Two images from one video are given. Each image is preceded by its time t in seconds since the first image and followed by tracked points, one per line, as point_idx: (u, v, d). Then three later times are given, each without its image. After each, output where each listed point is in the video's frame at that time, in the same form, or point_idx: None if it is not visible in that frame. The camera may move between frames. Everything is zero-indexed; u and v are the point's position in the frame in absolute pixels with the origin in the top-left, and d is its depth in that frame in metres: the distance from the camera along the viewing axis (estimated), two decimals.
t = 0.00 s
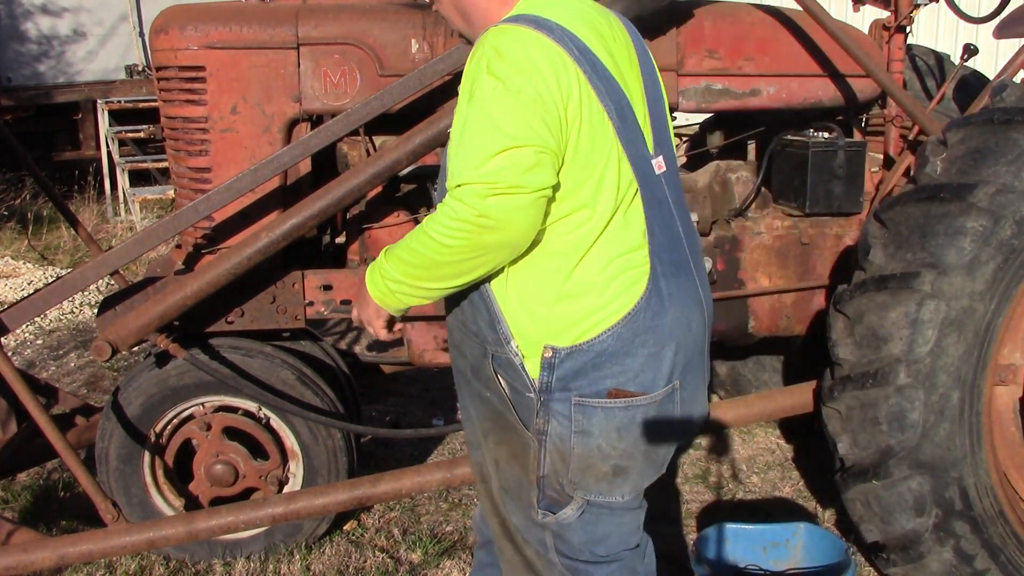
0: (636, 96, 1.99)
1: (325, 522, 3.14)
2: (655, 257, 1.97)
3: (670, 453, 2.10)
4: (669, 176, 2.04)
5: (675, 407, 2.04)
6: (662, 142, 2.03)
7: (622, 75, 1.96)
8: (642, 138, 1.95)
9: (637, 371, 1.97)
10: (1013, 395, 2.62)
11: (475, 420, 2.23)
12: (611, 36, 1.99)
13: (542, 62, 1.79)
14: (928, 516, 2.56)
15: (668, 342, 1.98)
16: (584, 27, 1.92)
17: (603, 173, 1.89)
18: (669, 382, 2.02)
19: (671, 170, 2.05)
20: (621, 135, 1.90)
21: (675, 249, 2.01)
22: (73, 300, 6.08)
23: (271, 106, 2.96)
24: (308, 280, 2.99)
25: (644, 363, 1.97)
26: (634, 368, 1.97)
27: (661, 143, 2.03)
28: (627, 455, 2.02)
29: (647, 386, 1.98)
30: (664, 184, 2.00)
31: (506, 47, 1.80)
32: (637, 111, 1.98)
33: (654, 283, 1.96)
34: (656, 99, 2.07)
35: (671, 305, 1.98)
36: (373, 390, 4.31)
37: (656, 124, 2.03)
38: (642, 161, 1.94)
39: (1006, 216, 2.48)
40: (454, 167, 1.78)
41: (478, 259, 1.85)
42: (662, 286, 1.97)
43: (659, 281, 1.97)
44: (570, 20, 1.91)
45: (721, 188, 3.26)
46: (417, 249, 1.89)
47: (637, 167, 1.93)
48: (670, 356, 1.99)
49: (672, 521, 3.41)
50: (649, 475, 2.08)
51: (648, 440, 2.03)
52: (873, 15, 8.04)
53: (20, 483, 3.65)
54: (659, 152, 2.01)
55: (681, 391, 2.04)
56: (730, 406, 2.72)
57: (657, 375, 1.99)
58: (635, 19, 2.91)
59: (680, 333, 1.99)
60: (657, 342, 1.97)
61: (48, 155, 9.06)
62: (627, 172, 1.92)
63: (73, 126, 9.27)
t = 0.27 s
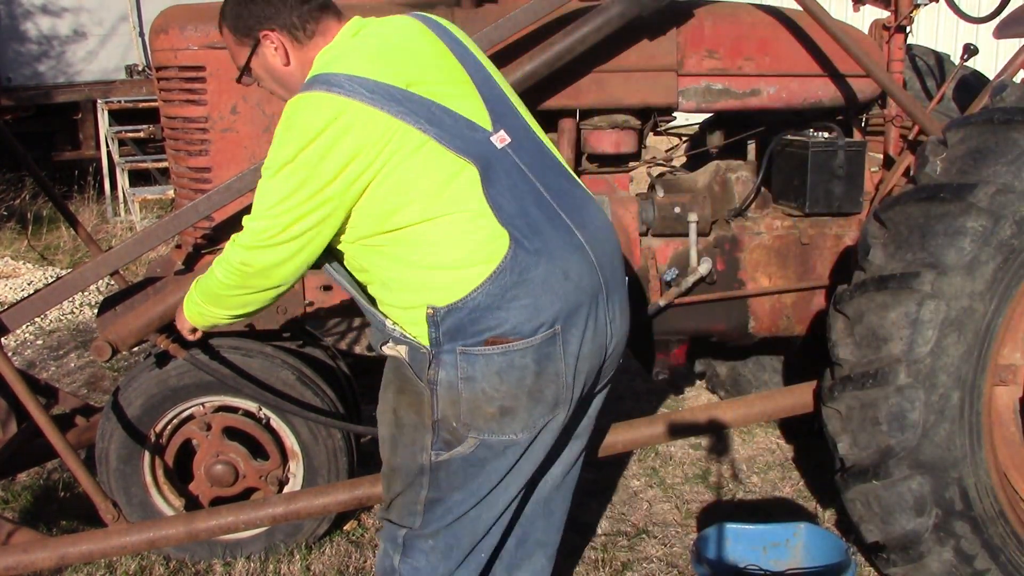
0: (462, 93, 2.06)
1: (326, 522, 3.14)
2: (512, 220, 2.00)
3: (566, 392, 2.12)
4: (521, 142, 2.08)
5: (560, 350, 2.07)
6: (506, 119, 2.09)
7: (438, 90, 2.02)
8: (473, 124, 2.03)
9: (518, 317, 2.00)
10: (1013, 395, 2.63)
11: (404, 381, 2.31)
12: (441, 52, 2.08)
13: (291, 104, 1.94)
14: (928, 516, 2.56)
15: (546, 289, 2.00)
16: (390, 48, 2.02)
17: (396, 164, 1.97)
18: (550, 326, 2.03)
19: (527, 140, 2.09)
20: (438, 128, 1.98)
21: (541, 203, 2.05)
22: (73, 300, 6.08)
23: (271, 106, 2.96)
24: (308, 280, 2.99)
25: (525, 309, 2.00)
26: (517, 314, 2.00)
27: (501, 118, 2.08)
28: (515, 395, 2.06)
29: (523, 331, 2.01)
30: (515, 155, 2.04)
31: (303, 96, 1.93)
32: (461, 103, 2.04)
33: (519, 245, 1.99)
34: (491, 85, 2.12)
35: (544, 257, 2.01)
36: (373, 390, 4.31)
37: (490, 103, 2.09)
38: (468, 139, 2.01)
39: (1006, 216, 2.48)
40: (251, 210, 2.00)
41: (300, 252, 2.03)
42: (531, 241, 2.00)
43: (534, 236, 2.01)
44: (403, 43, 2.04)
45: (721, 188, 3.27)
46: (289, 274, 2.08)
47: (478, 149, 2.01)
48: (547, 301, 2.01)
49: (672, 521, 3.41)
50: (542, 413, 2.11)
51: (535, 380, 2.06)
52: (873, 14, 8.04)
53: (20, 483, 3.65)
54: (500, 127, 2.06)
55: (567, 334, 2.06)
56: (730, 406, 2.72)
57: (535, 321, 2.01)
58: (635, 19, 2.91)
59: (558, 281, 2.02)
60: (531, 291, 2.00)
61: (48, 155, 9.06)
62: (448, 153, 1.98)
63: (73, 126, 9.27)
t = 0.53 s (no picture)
0: (332, 115, 2.15)
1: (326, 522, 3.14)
2: (387, 225, 2.02)
3: (464, 389, 2.10)
4: (403, 150, 2.13)
5: (449, 348, 2.05)
6: (386, 130, 2.16)
7: (288, 121, 2.12)
8: (344, 143, 2.11)
9: (394, 317, 2.01)
10: (1013, 395, 2.62)
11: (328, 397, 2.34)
12: (318, 87, 2.20)
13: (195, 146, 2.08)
14: (928, 516, 2.56)
15: (417, 288, 2.01)
16: (262, 90, 2.16)
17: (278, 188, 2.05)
18: (433, 324, 2.02)
19: (410, 144, 2.15)
20: (304, 156, 2.07)
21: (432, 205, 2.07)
22: (73, 300, 6.08)
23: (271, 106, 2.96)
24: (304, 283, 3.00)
25: (401, 308, 2.00)
26: (392, 313, 2.00)
27: (380, 130, 2.15)
28: (404, 396, 2.05)
29: (399, 330, 2.01)
30: (395, 161, 2.10)
31: (192, 151, 2.06)
32: (327, 123, 2.13)
33: (385, 241, 2.00)
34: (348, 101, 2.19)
35: (412, 257, 2.01)
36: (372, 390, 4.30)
37: (365, 117, 2.17)
38: (347, 155, 2.09)
39: (1006, 216, 2.48)
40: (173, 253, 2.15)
41: (202, 278, 2.10)
42: (402, 241, 2.01)
43: (389, 239, 2.01)
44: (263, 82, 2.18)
45: (721, 188, 3.26)
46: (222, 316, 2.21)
47: (347, 163, 2.07)
48: (420, 300, 2.01)
49: (672, 521, 3.41)
50: (438, 412, 2.09)
51: (423, 379, 2.05)
52: (873, 15, 8.03)
53: (20, 483, 3.65)
54: (378, 138, 2.13)
55: (450, 331, 2.04)
56: (730, 406, 2.72)
57: (414, 320, 2.01)
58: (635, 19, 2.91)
59: (433, 279, 2.01)
60: (403, 289, 2.00)
61: (48, 155, 9.06)
62: (314, 173, 2.05)
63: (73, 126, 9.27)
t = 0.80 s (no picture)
0: (317, 112, 2.16)
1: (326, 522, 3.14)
2: (366, 220, 2.03)
3: (444, 384, 2.10)
4: (386, 148, 2.13)
5: (427, 342, 2.05)
6: (370, 128, 2.16)
7: (274, 116, 2.14)
8: (327, 140, 2.11)
9: (371, 312, 2.01)
10: (1013, 395, 2.63)
11: (313, 397, 2.36)
12: (307, 85, 2.21)
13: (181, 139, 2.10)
14: (928, 516, 2.56)
15: (395, 283, 2.01)
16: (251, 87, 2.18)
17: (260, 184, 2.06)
18: (410, 319, 2.03)
19: (393, 140, 2.15)
20: (287, 150, 2.08)
21: (411, 201, 2.07)
22: (73, 300, 6.08)
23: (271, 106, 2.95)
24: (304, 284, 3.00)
25: (379, 303, 2.01)
26: (370, 308, 2.01)
27: (363, 128, 2.16)
28: (382, 391, 2.05)
29: (378, 325, 2.01)
30: (377, 158, 2.11)
31: (181, 144, 2.09)
32: (312, 119, 2.15)
33: (362, 236, 2.01)
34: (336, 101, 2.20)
35: (390, 252, 2.01)
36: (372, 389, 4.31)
37: (350, 114, 2.17)
38: (329, 152, 2.09)
39: (1006, 215, 2.48)
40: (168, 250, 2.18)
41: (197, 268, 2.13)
42: (379, 236, 2.01)
43: (367, 233, 2.01)
44: (255, 80, 2.20)
45: (721, 187, 3.26)
46: (212, 312, 2.23)
47: (329, 160, 2.08)
48: (397, 295, 2.01)
49: (672, 521, 3.41)
50: (418, 408, 2.09)
51: (401, 373, 2.05)
52: (873, 14, 8.03)
53: (21, 483, 3.65)
54: (361, 136, 2.13)
55: (428, 325, 2.04)
56: (730, 406, 2.72)
57: (392, 315, 2.01)
58: (635, 19, 2.91)
59: (410, 274, 2.01)
60: (381, 284, 2.00)
61: (48, 155, 9.06)
62: (295, 168, 2.06)
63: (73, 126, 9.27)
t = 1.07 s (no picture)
0: (319, 105, 2.15)
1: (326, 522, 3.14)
2: (365, 217, 2.02)
3: (441, 386, 2.11)
4: (386, 146, 2.13)
5: (425, 344, 2.05)
6: (370, 124, 2.16)
7: (278, 103, 2.12)
8: (329, 132, 2.10)
9: (370, 313, 2.01)
10: (1013, 395, 2.62)
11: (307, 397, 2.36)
12: (310, 79, 2.20)
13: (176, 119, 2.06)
14: (928, 516, 2.56)
15: (395, 285, 2.01)
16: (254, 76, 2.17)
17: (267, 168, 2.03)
18: (408, 321, 2.03)
19: (394, 139, 2.15)
20: (290, 137, 2.06)
21: (411, 202, 2.06)
22: (72, 300, 6.08)
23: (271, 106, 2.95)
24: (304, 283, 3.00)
25: (378, 304, 2.01)
26: (369, 309, 2.01)
27: (364, 125, 2.15)
28: (379, 392, 2.06)
29: (377, 326, 2.01)
30: (378, 155, 2.10)
31: (187, 121, 2.06)
32: (314, 111, 2.13)
33: (361, 236, 2.00)
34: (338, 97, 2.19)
35: (388, 253, 2.00)
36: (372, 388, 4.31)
37: (351, 110, 2.16)
38: (329, 144, 2.08)
39: (1006, 215, 2.48)
40: (166, 226, 2.10)
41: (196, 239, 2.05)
42: (380, 235, 2.01)
43: (367, 233, 2.01)
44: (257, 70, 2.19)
45: (721, 187, 3.26)
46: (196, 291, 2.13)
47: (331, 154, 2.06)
48: (397, 296, 2.01)
49: (672, 521, 3.41)
50: (415, 410, 2.10)
51: (399, 375, 2.05)
52: (873, 15, 8.03)
53: (20, 483, 3.65)
54: (363, 132, 2.13)
55: (426, 327, 2.05)
56: (730, 406, 2.72)
57: (390, 317, 2.01)
58: (636, 19, 2.91)
59: (409, 275, 2.01)
60: (380, 284, 2.00)
61: (48, 155, 9.06)
62: (298, 156, 2.04)
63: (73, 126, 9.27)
